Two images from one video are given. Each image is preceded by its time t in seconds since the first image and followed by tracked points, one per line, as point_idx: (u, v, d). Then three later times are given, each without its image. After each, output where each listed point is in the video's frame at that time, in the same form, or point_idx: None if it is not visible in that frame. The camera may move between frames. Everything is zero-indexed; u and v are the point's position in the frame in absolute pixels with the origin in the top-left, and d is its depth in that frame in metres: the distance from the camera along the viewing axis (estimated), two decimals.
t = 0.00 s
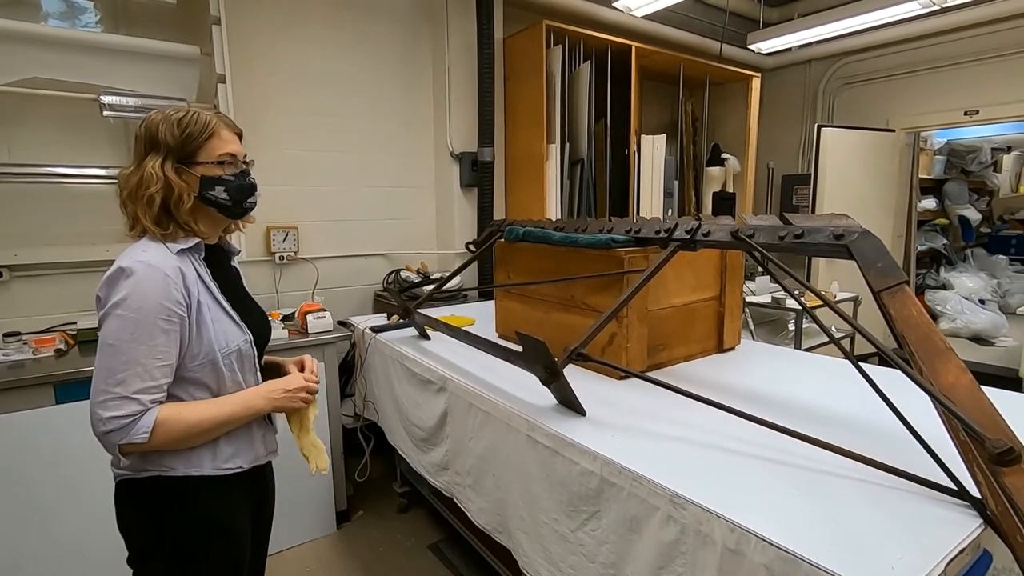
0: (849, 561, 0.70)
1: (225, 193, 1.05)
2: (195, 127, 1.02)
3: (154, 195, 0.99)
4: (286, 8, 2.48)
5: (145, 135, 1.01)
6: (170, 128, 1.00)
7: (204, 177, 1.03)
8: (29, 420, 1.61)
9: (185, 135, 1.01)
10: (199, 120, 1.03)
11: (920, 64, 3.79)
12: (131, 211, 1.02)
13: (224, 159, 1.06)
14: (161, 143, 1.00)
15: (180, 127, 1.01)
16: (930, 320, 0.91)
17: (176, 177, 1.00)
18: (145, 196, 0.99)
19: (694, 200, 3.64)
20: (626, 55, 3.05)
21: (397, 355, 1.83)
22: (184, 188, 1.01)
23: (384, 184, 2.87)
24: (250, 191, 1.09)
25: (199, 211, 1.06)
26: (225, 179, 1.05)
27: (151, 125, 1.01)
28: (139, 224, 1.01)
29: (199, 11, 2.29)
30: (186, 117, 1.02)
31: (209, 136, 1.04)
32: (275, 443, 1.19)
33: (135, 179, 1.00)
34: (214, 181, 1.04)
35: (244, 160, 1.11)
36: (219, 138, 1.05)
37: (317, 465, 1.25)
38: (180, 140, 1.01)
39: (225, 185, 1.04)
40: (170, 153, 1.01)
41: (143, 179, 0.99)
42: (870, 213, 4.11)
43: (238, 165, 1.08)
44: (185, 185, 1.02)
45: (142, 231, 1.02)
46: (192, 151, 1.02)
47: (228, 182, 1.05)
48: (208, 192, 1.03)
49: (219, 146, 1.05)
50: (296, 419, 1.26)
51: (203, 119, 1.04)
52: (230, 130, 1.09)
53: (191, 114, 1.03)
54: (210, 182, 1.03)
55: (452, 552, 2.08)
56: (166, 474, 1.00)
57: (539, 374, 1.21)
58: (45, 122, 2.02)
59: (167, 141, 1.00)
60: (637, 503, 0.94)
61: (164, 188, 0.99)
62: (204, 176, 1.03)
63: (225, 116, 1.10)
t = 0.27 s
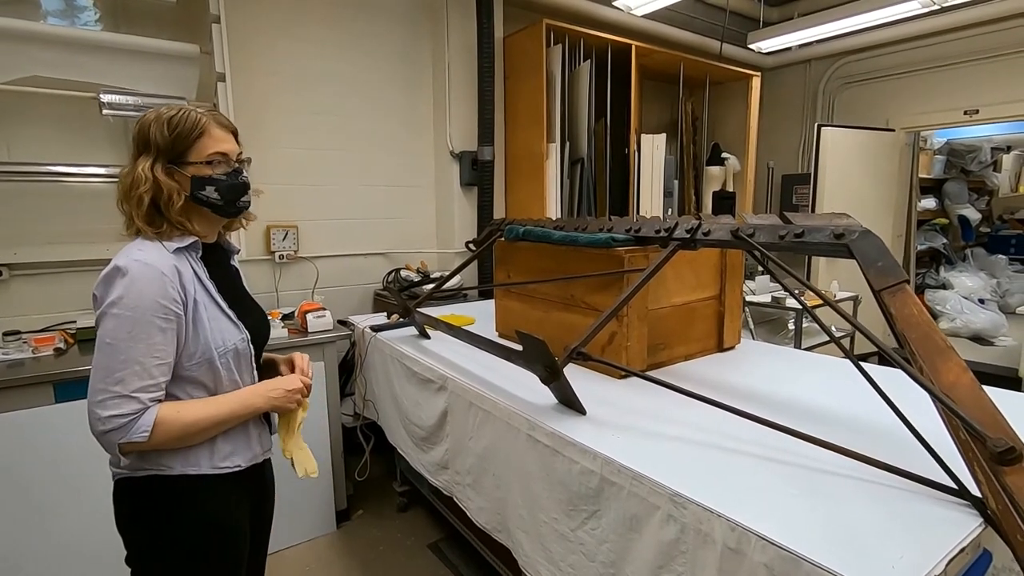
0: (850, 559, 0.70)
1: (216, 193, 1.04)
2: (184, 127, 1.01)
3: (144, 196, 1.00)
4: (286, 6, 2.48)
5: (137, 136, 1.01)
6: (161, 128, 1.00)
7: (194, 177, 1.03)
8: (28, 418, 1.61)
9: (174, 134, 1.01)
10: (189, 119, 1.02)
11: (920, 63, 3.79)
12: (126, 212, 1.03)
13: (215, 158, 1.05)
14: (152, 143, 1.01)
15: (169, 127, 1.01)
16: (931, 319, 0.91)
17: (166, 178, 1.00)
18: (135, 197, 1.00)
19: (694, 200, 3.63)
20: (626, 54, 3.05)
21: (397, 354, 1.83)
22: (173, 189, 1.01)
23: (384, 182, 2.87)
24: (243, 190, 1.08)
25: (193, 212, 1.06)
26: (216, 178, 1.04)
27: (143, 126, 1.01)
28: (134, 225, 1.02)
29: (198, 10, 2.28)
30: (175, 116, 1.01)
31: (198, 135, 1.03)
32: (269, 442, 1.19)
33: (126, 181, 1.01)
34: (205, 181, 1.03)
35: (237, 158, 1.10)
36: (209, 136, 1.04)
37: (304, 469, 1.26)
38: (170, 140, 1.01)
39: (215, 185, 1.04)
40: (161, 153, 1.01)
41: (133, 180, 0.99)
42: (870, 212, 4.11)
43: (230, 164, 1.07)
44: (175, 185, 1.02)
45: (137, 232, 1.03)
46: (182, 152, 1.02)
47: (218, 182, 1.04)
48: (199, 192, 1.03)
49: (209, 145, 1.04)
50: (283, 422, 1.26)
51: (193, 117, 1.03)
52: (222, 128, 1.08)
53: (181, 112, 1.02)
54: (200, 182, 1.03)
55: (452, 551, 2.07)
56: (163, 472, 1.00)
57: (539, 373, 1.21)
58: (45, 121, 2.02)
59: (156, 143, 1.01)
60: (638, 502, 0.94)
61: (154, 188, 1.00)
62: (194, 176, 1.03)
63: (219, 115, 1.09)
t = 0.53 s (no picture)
0: (850, 559, 0.70)
1: (204, 194, 1.03)
2: (171, 127, 1.01)
3: (135, 197, 1.01)
4: (286, 6, 2.48)
5: (130, 138, 1.03)
6: (149, 130, 1.01)
7: (182, 178, 1.02)
8: (28, 418, 1.61)
9: (161, 135, 1.01)
10: (176, 120, 1.02)
11: (920, 62, 3.79)
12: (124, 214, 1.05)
13: (203, 158, 1.04)
14: (142, 145, 1.02)
15: (157, 128, 1.01)
16: (931, 319, 0.91)
17: (153, 179, 1.00)
18: (126, 200, 1.01)
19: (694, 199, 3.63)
20: (626, 53, 3.05)
21: (397, 354, 1.83)
22: (160, 190, 1.01)
23: (384, 182, 2.87)
24: (233, 190, 1.06)
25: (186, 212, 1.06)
26: (203, 179, 1.03)
27: (134, 128, 1.02)
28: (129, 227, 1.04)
29: (198, 9, 2.28)
30: (162, 117, 1.01)
31: (185, 135, 1.02)
32: (267, 441, 1.18)
33: (120, 184, 1.02)
34: (193, 182, 1.03)
35: (228, 157, 1.08)
36: (197, 136, 1.04)
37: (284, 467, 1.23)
38: (158, 142, 1.01)
39: (204, 186, 1.03)
40: (150, 155, 1.01)
41: (124, 183, 1.01)
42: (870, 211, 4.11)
43: (220, 163, 1.06)
44: (164, 187, 1.02)
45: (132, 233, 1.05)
46: (169, 152, 1.01)
47: (206, 183, 1.03)
48: (188, 193, 1.03)
49: (197, 145, 1.03)
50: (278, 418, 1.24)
51: (181, 118, 1.02)
52: (212, 127, 1.07)
53: (169, 113, 1.02)
54: (188, 183, 1.03)
55: (452, 551, 2.07)
56: (161, 472, 1.00)
57: (539, 373, 1.21)
58: (45, 120, 2.02)
59: (145, 145, 1.01)
60: (638, 502, 0.94)
61: (143, 191, 1.01)
62: (182, 177, 1.02)
63: (212, 114, 1.08)
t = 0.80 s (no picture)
0: (852, 559, 0.69)
1: (196, 194, 1.03)
2: (162, 127, 1.01)
3: (127, 196, 1.01)
4: (286, 5, 2.47)
5: (122, 137, 1.02)
6: (141, 130, 1.00)
7: (175, 179, 1.02)
8: (29, 417, 1.61)
9: (153, 135, 1.00)
10: (167, 119, 1.01)
11: (921, 62, 3.78)
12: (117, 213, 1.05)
13: (195, 158, 1.03)
14: (135, 144, 1.01)
15: (148, 128, 1.00)
16: (933, 318, 0.91)
17: (145, 179, 1.00)
18: (118, 199, 1.01)
19: (695, 198, 3.63)
20: (627, 52, 3.04)
21: (398, 353, 1.83)
22: (151, 190, 1.01)
23: (385, 181, 2.87)
24: (225, 190, 1.06)
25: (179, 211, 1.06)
26: (195, 179, 1.03)
27: (126, 127, 1.02)
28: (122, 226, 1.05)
29: (198, 8, 2.28)
30: (154, 116, 1.01)
31: (177, 135, 1.02)
32: (265, 441, 1.18)
33: (113, 183, 1.02)
34: (184, 182, 1.03)
35: (222, 156, 1.08)
36: (188, 136, 1.03)
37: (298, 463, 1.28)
38: (150, 142, 1.01)
39: (196, 186, 1.03)
40: (142, 154, 1.01)
41: (116, 183, 1.01)
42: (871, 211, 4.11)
43: (213, 162, 1.05)
44: (156, 186, 1.02)
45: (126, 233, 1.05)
46: (160, 152, 1.01)
47: (198, 183, 1.03)
48: (180, 193, 1.03)
49: (189, 145, 1.03)
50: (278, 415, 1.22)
51: (173, 117, 1.02)
52: (205, 126, 1.06)
53: (161, 112, 1.01)
54: (180, 184, 1.03)
55: (453, 550, 2.08)
56: (158, 472, 1.00)
57: (540, 372, 1.21)
58: (45, 119, 2.01)
59: (137, 144, 1.01)
60: (640, 501, 0.94)
61: (134, 190, 1.01)
62: (174, 177, 1.02)
63: (206, 112, 1.08)
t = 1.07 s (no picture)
0: (853, 559, 0.69)
1: (195, 194, 1.03)
2: (161, 126, 1.00)
3: (126, 195, 1.01)
4: (286, 4, 2.47)
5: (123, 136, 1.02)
6: (140, 129, 1.00)
7: (173, 178, 1.02)
8: (29, 416, 1.61)
9: (152, 134, 1.00)
10: (166, 117, 1.01)
11: (922, 60, 3.78)
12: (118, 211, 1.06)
13: (194, 157, 1.03)
14: (135, 143, 1.01)
15: (148, 126, 1.00)
16: (935, 317, 0.91)
17: (143, 178, 1.00)
18: (117, 198, 1.01)
19: (695, 197, 3.62)
20: (627, 51, 3.04)
21: (398, 353, 1.83)
22: (150, 189, 1.01)
23: (385, 180, 2.87)
24: (224, 189, 1.06)
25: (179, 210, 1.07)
26: (194, 179, 1.03)
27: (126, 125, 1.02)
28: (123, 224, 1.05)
29: (198, 7, 2.28)
30: (153, 115, 1.00)
31: (176, 134, 1.02)
32: (265, 440, 1.19)
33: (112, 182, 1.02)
34: (183, 182, 1.03)
35: (221, 156, 1.07)
36: (187, 135, 1.03)
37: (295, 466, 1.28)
38: (149, 141, 1.00)
39: (194, 186, 1.03)
40: (142, 153, 1.01)
41: (115, 181, 1.01)
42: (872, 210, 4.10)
43: (212, 162, 1.05)
44: (156, 185, 1.02)
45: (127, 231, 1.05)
46: (159, 151, 1.01)
47: (196, 182, 1.03)
48: (179, 193, 1.03)
49: (187, 144, 1.03)
50: (279, 414, 1.22)
51: (172, 116, 1.01)
52: (204, 124, 1.05)
53: (161, 110, 1.01)
54: (179, 183, 1.02)
55: (453, 549, 2.08)
56: (158, 471, 1.00)
57: (541, 371, 1.21)
58: (45, 118, 2.01)
59: (136, 143, 1.01)
60: (641, 501, 0.93)
61: (133, 189, 1.01)
62: (173, 176, 1.02)
63: (206, 111, 1.07)
